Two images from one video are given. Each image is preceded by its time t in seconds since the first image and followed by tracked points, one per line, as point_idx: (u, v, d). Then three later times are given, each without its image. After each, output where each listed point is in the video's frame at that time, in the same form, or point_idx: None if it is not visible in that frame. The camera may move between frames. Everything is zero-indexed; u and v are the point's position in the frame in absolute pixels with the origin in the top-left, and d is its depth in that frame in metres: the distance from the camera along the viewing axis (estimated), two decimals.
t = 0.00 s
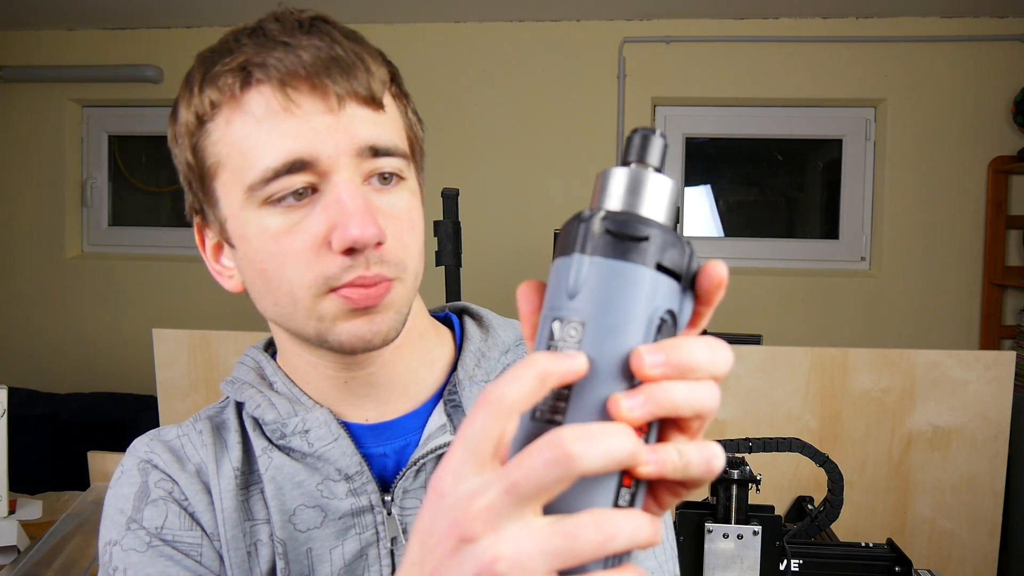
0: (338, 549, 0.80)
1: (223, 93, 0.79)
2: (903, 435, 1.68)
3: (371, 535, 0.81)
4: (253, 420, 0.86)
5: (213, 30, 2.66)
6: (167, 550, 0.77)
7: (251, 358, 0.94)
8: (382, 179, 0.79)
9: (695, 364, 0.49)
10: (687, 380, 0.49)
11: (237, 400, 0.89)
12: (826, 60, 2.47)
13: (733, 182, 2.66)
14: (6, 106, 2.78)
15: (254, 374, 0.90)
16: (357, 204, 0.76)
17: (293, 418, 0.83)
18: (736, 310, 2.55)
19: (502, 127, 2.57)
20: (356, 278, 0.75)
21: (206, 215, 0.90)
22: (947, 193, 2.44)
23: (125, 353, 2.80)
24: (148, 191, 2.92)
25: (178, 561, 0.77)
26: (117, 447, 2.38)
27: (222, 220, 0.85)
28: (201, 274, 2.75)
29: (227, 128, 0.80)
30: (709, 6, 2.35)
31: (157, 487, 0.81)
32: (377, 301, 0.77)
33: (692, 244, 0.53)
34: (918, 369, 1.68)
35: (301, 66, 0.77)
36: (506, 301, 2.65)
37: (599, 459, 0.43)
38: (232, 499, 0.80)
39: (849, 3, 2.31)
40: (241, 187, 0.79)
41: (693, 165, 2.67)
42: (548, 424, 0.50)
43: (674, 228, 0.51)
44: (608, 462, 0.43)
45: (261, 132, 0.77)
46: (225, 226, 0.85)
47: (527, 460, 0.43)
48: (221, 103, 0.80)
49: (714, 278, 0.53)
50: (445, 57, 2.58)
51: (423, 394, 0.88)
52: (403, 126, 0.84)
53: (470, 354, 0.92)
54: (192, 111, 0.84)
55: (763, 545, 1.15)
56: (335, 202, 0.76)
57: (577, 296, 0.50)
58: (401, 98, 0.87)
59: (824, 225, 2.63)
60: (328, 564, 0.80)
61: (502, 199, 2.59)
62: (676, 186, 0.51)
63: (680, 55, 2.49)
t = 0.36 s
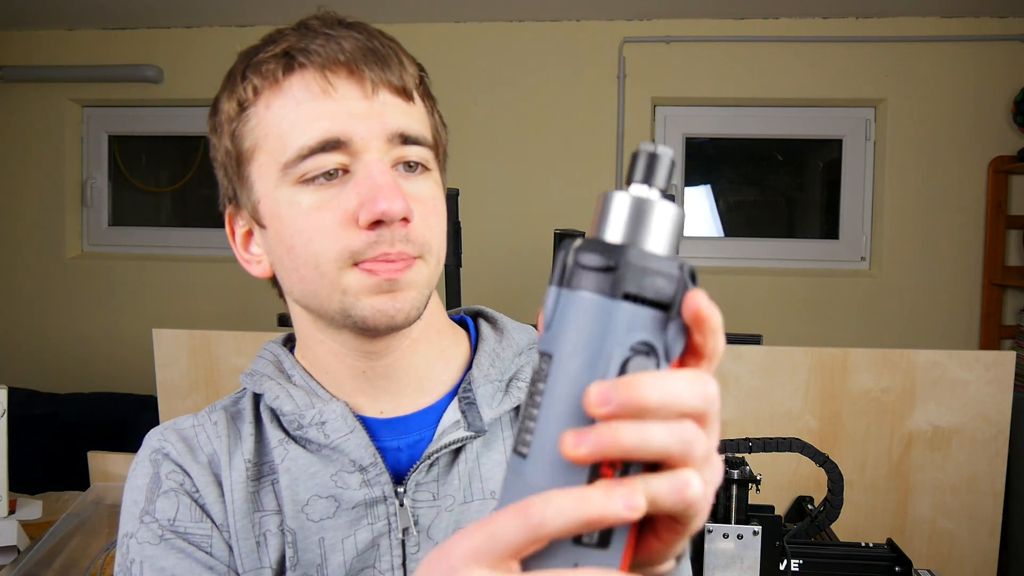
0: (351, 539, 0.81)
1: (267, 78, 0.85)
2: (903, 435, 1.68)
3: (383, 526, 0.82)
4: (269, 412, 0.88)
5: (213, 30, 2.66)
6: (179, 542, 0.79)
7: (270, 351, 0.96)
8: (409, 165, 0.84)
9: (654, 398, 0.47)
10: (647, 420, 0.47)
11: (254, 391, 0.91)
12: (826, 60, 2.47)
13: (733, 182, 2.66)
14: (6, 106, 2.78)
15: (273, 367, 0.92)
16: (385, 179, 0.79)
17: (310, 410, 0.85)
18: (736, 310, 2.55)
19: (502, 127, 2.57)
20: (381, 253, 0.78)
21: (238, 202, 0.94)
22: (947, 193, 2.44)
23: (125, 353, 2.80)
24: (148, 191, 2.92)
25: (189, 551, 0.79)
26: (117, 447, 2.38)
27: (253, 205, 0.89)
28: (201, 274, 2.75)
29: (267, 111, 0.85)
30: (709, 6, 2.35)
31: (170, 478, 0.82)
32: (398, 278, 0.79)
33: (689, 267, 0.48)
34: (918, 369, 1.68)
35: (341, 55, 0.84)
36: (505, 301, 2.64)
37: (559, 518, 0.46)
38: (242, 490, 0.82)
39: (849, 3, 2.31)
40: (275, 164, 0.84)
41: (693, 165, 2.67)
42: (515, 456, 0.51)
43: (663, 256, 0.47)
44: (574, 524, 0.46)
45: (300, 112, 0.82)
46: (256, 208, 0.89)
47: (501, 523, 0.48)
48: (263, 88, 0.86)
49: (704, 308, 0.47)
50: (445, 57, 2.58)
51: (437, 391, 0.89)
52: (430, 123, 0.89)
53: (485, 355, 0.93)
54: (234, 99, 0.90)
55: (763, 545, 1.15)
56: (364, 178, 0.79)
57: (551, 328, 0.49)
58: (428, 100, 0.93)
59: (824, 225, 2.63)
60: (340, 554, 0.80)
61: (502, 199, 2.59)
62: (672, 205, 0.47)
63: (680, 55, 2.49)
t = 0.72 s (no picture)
0: (357, 529, 0.81)
1: (290, 75, 0.88)
2: (903, 435, 1.68)
3: (390, 516, 0.82)
4: (279, 404, 0.89)
5: (213, 30, 2.66)
6: (182, 532, 0.79)
7: (280, 345, 0.96)
8: (419, 172, 0.85)
9: (707, 435, 0.47)
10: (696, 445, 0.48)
11: (265, 384, 0.91)
12: (827, 60, 2.47)
13: (733, 182, 2.66)
14: (6, 106, 2.78)
15: (284, 361, 0.93)
16: (388, 184, 0.81)
17: (320, 402, 0.86)
18: (736, 310, 2.55)
19: (502, 127, 2.57)
20: (376, 253, 0.80)
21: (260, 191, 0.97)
22: (947, 193, 2.44)
23: (125, 353, 2.80)
24: (148, 191, 2.92)
25: (191, 540, 0.79)
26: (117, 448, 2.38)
27: (271, 195, 0.92)
28: (201, 274, 2.75)
29: (286, 106, 0.87)
30: (708, 6, 2.35)
31: (173, 469, 0.82)
32: (394, 278, 0.80)
33: (678, 329, 0.44)
34: (918, 369, 1.68)
35: (363, 58, 0.86)
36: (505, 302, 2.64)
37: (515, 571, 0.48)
38: (246, 481, 0.82)
39: (848, 3, 2.31)
40: (289, 158, 0.86)
41: (693, 165, 2.66)
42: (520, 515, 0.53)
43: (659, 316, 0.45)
44: None
45: (316, 110, 0.84)
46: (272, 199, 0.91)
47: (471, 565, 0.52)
48: (285, 84, 0.88)
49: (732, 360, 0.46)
50: (445, 56, 2.57)
51: (444, 387, 0.89)
52: (451, 130, 0.90)
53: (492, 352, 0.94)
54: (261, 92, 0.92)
55: (764, 545, 1.15)
56: (368, 180, 0.82)
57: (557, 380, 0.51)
58: (456, 108, 0.93)
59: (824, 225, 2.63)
60: (347, 545, 0.80)
61: (502, 199, 2.59)
62: (680, 264, 0.44)
63: (680, 55, 2.49)
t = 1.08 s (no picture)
0: (351, 523, 0.81)
1: (315, 85, 0.86)
2: (903, 435, 1.68)
3: (383, 509, 0.82)
4: (273, 402, 0.89)
5: (213, 30, 2.67)
6: (174, 531, 0.79)
7: (276, 345, 0.96)
8: (424, 203, 0.85)
9: (732, 502, 0.39)
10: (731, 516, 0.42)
11: (259, 382, 0.91)
12: (827, 60, 2.47)
13: (733, 181, 2.66)
14: (6, 106, 2.78)
15: (278, 359, 0.93)
16: (387, 218, 0.82)
17: (313, 398, 0.87)
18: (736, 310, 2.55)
19: (502, 126, 2.57)
20: (362, 279, 0.82)
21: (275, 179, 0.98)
22: (947, 193, 2.44)
23: (125, 353, 2.80)
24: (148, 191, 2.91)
25: (185, 539, 0.79)
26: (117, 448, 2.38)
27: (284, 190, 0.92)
28: (201, 274, 2.75)
29: (305, 114, 0.87)
30: (708, 6, 2.35)
31: (166, 468, 0.82)
32: (379, 304, 0.83)
33: (673, 398, 0.38)
34: (918, 369, 1.68)
35: (387, 86, 0.84)
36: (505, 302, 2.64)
37: None
38: (239, 479, 0.82)
39: (848, 3, 2.31)
40: (300, 167, 0.87)
41: (693, 165, 2.66)
42: None
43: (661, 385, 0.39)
44: None
45: (332, 129, 0.84)
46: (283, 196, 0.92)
47: None
48: (309, 93, 0.87)
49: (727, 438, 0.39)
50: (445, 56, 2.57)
51: (435, 384, 0.90)
52: (465, 162, 0.89)
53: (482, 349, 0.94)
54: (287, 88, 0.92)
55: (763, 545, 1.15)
56: (369, 210, 0.82)
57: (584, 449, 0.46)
58: (477, 134, 0.92)
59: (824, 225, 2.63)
60: (341, 539, 0.81)
61: (502, 199, 2.58)
62: (703, 337, 0.37)
63: (680, 55, 2.50)
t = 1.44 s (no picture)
0: (343, 519, 0.81)
1: (341, 82, 0.86)
2: (903, 435, 1.68)
3: (376, 507, 0.82)
4: (273, 397, 0.89)
5: (213, 30, 2.66)
6: (163, 520, 0.78)
7: (276, 342, 0.96)
8: (445, 201, 0.86)
9: (705, 476, 0.45)
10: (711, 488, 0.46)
11: (260, 377, 0.91)
12: (826, 60, 2.47)
13: (733, 181, 2.65)
14: (6, 106, 2.78)
15: (279, 355, 0.93)
16: (412, 214, 0.82)
17: (312, 395, 0.87)
18: (736, 310, 2.54)
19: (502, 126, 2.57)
20: (384, 274, 0.83)
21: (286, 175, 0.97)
22: (946, 193, 2.44)
23: (124, 353, 2.79)
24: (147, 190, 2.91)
25: (174, 528, 0.78)
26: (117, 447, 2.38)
27: (297, 185, 0.92)
28: (201, 274, 2.75)
29: (327, 109, 0.87)
30: (709, 6, 2.35)
31: (162, 457, 0.82)
32: (398, 300, 0.83)
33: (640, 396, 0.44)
34: (919, 369, 1.68)
35: (414, 85, 0.85)
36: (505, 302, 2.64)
37: None
38: (233, 470, 0.82)
39: (848, 3, 2.31)
40: (319, 162, 0.86)
41: (693, 164, 2.66)
42: None
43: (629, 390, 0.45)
44: None
45: (357, 126, 0.84)
46: (297, 190, 0.92)
47: None
48: (333, 89, 0.87)
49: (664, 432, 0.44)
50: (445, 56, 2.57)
51: (434, 384, 0.90)
52: (483, 162, 0.90)
53: (481, 352, 0.94)
54: (306, 84, 0.91)
55: (763, 545, 1.15)
56: (394, 206, 0.83)
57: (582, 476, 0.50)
58: (493, 137, 0.93)
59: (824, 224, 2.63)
60: (333, 534, 0.81)
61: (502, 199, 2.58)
62: (658, 340, 0.45)
63: (680, 55, 2.50)
